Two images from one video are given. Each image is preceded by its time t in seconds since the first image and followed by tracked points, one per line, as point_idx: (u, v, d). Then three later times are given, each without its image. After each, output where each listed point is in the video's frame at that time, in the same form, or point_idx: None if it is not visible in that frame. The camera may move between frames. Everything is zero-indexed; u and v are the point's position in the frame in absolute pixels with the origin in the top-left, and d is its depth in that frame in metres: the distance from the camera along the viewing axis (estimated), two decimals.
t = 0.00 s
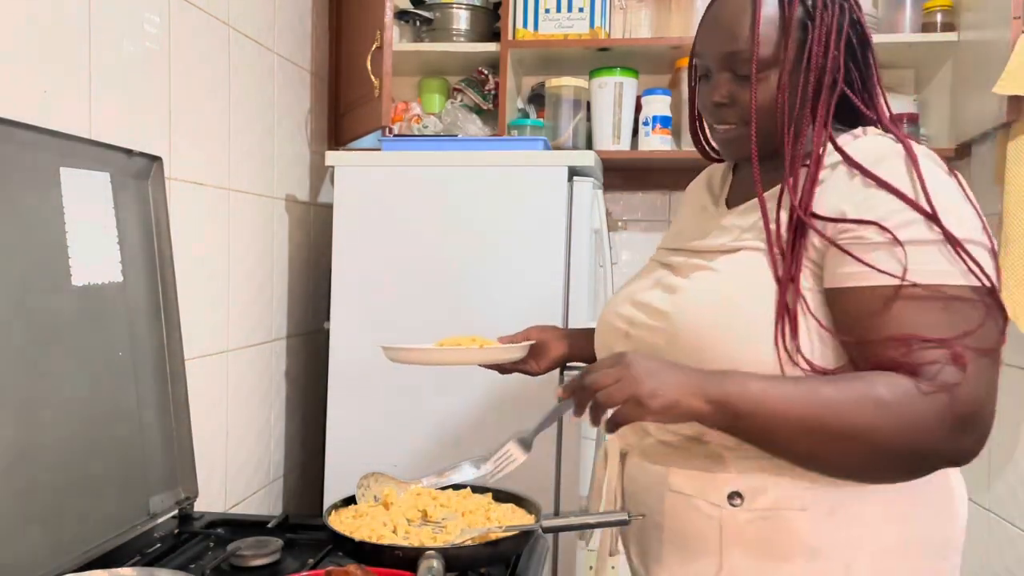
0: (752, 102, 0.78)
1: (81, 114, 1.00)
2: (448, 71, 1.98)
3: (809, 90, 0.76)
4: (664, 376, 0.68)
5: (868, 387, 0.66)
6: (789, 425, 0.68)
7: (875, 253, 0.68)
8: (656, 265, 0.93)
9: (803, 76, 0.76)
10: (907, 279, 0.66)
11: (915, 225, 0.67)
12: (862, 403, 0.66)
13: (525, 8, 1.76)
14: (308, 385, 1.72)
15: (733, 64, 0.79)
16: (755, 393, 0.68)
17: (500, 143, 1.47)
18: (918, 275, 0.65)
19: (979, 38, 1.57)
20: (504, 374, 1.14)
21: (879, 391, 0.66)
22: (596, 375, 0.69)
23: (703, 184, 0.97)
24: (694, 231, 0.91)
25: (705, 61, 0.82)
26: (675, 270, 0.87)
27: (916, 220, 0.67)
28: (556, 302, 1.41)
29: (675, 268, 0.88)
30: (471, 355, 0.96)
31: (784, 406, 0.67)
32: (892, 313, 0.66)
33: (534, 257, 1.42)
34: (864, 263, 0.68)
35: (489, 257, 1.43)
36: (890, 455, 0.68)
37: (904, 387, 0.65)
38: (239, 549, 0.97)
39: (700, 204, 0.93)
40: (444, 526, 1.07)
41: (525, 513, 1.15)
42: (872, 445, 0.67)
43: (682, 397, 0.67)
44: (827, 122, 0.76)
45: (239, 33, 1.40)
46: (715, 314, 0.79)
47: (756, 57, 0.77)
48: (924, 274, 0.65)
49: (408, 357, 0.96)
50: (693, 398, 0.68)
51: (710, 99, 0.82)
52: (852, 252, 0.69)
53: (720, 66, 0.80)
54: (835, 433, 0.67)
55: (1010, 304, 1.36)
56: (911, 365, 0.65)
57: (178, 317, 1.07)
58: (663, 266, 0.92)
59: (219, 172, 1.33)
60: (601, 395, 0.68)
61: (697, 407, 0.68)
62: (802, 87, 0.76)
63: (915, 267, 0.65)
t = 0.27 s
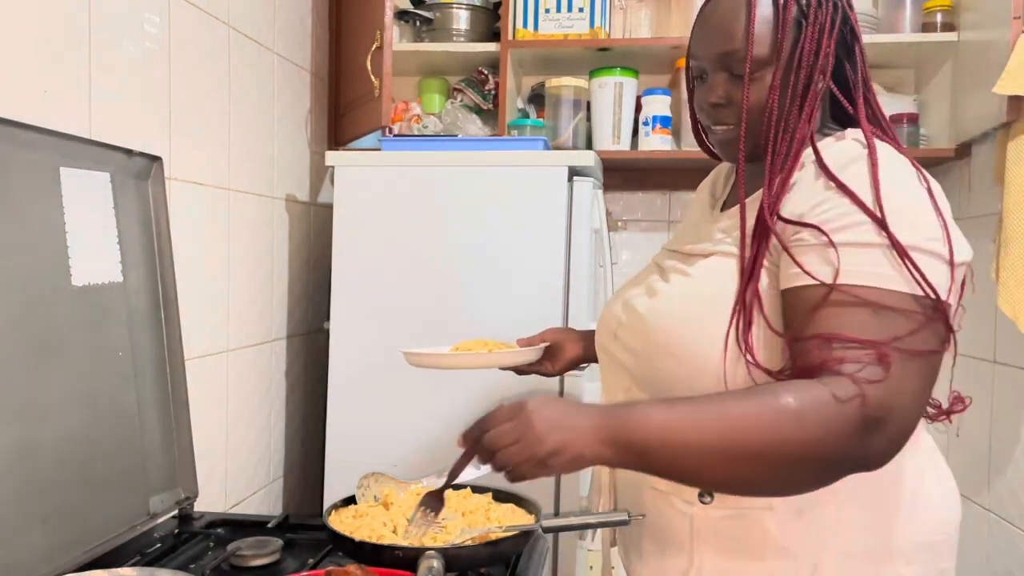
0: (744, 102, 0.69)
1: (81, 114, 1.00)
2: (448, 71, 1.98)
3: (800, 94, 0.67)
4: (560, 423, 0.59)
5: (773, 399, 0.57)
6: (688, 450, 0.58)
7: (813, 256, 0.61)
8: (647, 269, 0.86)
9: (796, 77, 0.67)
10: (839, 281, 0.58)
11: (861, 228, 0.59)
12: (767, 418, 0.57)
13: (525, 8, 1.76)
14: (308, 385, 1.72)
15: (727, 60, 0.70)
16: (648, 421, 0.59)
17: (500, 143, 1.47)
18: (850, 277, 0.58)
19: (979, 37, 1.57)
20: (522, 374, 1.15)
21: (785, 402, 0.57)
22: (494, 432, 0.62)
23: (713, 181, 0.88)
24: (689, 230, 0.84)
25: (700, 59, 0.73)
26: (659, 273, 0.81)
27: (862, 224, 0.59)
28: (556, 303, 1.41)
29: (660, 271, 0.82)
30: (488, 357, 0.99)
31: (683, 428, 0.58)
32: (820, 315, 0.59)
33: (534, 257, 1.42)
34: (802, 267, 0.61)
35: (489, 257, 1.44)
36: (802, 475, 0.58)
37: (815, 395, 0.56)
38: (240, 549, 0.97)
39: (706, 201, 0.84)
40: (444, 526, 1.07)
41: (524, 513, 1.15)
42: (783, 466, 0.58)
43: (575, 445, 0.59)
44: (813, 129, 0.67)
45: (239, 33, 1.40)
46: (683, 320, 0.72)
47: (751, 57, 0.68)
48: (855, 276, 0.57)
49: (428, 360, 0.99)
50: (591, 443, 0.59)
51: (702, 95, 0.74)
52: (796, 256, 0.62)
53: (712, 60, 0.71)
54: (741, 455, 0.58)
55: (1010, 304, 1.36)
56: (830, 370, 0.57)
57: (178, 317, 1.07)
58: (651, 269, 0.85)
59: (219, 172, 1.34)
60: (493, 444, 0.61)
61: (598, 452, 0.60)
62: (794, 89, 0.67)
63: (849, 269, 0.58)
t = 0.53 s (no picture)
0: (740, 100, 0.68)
1: (81, 114, 1.00)
2: (448, 71, 1.98)
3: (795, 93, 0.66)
4: (506, 473, 0.56)
5: (719, 419, 0.54)
6: (630, 482, 0.55)
7: (782, 264, 0.59)
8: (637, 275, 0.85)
9: (793, 77, 0.66)
10: (801, 289, 0.57)
11: (830, 237, 0.57)
12: (712, 440, 0.54)
13: (525, 8, 1.76)
14: (308, 385, 1.72)
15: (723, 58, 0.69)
16: (590, 457, 0.56)
17: (500, 143, 1.47)
18: (814, 285, 0.56)
19: (979, 37, 1.57)
20: (523, 366, 1.15)
21: (731, 422, 0.54)
22: (445, 496, 0.59)
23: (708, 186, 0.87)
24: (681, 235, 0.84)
25: (698, 56, 0.72)
26: (649, 278, 0.80)
27: (831, 232, 0.58)
28: (556, 302, 1.41)
29: (648, 279, 0.81)
30: (492, 349, 1.00)
31: (627, 457, 0.55)
32: (780, 325, 0.57)
33: (534, 257, 1.42)
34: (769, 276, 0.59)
35: (488, 257, 1.44)
36: (752, 500, 0.55)
37: (763, 411, 0.54)
38: (240, 549, 0.97)
39: (701, 206, 0.84)
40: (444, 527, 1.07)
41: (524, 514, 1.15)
42: (732, 491, 0.54)
43: (521, 496, 0.56)
44: (805, 129, 0.66)
45: (239, 33, 1.40)
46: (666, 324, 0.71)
47: (750, 55, 0.66)
48: (818, 284, 0.56)
49: (433, 351, 1.00)
50: (537, 493, 0.56)
51: (699, 93, 0.72)
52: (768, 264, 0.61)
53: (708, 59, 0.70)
54: (688, 482, 0.54)
55: (1010, 303, 1.35)
56: (783, 381, 0.55)
57: (178, 317, 1.06)
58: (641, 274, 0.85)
59: (219, 172, 1.34)
60: (445, 502, 0.58)
61: (548, 503, 0.56)
62: (790, 88, 0.66)
63: (812, 278, 0.56)
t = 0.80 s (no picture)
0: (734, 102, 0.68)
1: (81, 114, 1.00)
2: (448, 71, 1.98)
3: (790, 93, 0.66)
4: (498, 478, 0.54)
5: (709, 424, 0.54)
6: (620, 487, 0.54)
7: (774, 268, 0.59)
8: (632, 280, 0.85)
9: (787, 78, 0.66)
10: (794, 293, 0.57)
11: (824, 240, 0.57)
12: (704, 445, 0.53)
13: (525, 8, 1.76)
14: (308, 385, 1.72)
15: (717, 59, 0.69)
16: (579, 464, 0.55)
17: (500, 143, 1.47)
18: (807, 289, 0.56)
19: (979, 37, 1.57)
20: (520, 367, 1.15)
21: (722, 426, 0.54)
22: (434, 500, 0.56)
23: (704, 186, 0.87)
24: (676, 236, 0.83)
25: (692, 56, 0.72)
26: (645, 282, 0.81)
27: (824, 236, 0.58)
28: (556, 302, 1.41)
29: (643, 283, 0.81)
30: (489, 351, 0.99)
31: (618, 463, 0.54)
32: (772, 329, 0.57)
33: (534, 257, 1.42)
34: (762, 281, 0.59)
35: (488, 257, 1.44)
36: (743, 504, 0.55)
37: (754, 415, 0.54)
38: (239, 549, 0.97)
39: (697, 205, 0.83)
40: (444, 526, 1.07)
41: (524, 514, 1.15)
42: (724, 496, 0.54)
43: (513, 503, 0.54)
44: (800, 130, 0.66)
45: (239, 32, 1.40)
46: (664, 329, 0.72)
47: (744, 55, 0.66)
48: (811, 288, 0.56)
49: (429, 352, 0.99)
50: (530, 499, 0.54)
51: (694, 95, 0.72)
52: (761, 268, 0.60)
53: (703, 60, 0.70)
54: (680, 486, 0.54)
55: (1011, 303, 1.35)
56: (774, 386, 0.55)
57: (177, 317, 1.06)
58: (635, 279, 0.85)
59: (219, 172, 1.34)
60: (435, 507, 0.55)
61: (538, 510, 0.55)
62: (784, 89, 0.66)
63: (806, 281, 0.56)
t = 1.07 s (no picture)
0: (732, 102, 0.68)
1: (81, 114, 1.00)
2: (448, 71, 1.98)
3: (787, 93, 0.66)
4: (515, 482, 0.55)
5: (721, 429, 0.54)
6: (631, 493, 0.54)
7: (777, 270, 0.59)
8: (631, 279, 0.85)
9: (784, 78, 0.66)
10: (800, 296, 0.56)
11: (829, 242, 0.57)
12: (715, 451, 0.53)
13: (525, 8, 1.76)
14: (308, 385, 1.72)
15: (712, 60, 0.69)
16: (589, 468, 0.55)
17: (500, 143, 1.47)
18: (813, 292, 0.56)
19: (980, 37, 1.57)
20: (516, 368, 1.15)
21: (733, 432, 0.54)
22: (450, 507, 0.56)
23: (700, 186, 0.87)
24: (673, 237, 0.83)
25: (688, 57, 0.72)
26: (644, 283, 0.80)
27: (829, 238, 0.57)
28: (556, 302, 1.41)
29: (642, 283, 0.81)
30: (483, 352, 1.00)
31: (628, 469, 0.54)
32: (779, 333, 0.57)
33: (534, 257, 1.42)
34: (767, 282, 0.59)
35: (488, 257, 1.43)
36: (752, 509, 0.55)
37: (764, 420, 0.54)
38: (240, 549, 0.97)
39: (694, 206, 0.83)
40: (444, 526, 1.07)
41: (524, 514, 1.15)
42: (734, 501, 0.54)
43: (531, 507, 0.55)
44: (798, 129, 0.66)
45: (239, 32, 1.40)
46: (662, 331, 0.71)
47: (740, 56, 0.66)
48: (818, 291, 0.56)
49: (421, 352, 0.99)
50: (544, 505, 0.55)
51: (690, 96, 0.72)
52: (764, 269, 0.60)
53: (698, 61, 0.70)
54: (690, 492, 0.54)
55: (1011, 303, 1.35)
56: (784, 391, 0.55)
57: (177, 317, 1.06)
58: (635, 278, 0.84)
59: (219, 171, 1.34)
60: (452, 515, 0.56)
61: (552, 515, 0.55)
62: (780, 89, 0.66)
63: (812, 284, 0.56)
